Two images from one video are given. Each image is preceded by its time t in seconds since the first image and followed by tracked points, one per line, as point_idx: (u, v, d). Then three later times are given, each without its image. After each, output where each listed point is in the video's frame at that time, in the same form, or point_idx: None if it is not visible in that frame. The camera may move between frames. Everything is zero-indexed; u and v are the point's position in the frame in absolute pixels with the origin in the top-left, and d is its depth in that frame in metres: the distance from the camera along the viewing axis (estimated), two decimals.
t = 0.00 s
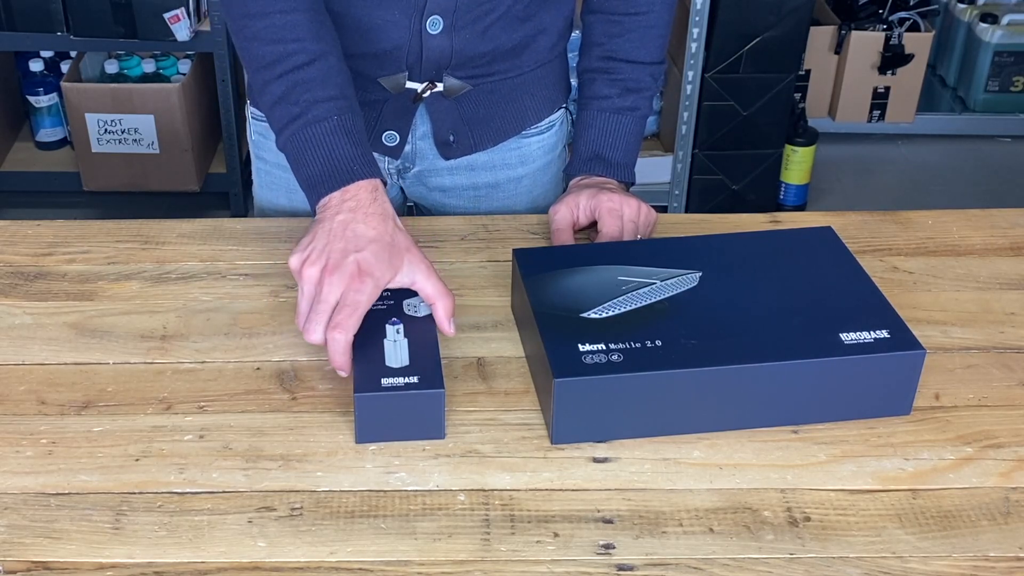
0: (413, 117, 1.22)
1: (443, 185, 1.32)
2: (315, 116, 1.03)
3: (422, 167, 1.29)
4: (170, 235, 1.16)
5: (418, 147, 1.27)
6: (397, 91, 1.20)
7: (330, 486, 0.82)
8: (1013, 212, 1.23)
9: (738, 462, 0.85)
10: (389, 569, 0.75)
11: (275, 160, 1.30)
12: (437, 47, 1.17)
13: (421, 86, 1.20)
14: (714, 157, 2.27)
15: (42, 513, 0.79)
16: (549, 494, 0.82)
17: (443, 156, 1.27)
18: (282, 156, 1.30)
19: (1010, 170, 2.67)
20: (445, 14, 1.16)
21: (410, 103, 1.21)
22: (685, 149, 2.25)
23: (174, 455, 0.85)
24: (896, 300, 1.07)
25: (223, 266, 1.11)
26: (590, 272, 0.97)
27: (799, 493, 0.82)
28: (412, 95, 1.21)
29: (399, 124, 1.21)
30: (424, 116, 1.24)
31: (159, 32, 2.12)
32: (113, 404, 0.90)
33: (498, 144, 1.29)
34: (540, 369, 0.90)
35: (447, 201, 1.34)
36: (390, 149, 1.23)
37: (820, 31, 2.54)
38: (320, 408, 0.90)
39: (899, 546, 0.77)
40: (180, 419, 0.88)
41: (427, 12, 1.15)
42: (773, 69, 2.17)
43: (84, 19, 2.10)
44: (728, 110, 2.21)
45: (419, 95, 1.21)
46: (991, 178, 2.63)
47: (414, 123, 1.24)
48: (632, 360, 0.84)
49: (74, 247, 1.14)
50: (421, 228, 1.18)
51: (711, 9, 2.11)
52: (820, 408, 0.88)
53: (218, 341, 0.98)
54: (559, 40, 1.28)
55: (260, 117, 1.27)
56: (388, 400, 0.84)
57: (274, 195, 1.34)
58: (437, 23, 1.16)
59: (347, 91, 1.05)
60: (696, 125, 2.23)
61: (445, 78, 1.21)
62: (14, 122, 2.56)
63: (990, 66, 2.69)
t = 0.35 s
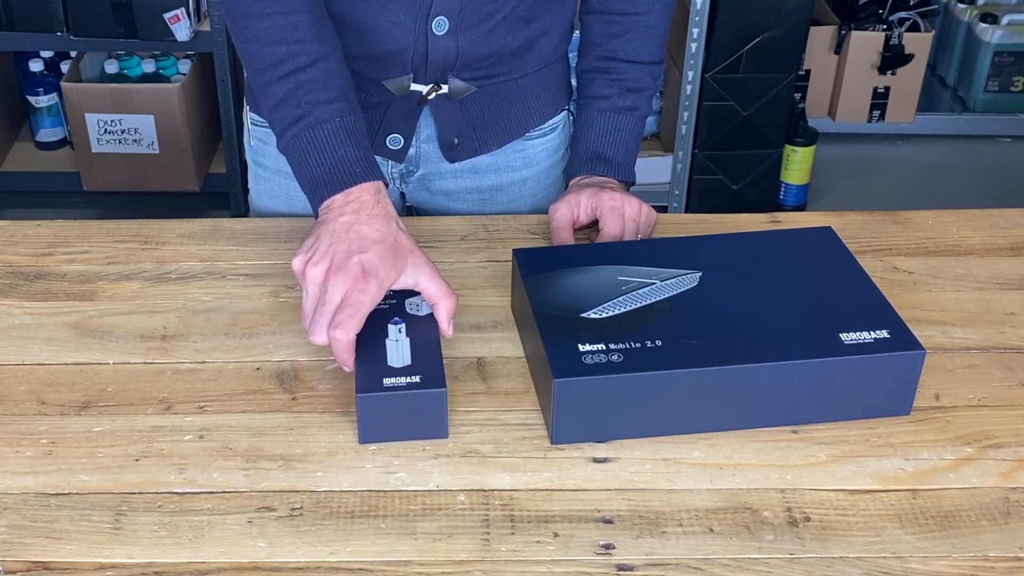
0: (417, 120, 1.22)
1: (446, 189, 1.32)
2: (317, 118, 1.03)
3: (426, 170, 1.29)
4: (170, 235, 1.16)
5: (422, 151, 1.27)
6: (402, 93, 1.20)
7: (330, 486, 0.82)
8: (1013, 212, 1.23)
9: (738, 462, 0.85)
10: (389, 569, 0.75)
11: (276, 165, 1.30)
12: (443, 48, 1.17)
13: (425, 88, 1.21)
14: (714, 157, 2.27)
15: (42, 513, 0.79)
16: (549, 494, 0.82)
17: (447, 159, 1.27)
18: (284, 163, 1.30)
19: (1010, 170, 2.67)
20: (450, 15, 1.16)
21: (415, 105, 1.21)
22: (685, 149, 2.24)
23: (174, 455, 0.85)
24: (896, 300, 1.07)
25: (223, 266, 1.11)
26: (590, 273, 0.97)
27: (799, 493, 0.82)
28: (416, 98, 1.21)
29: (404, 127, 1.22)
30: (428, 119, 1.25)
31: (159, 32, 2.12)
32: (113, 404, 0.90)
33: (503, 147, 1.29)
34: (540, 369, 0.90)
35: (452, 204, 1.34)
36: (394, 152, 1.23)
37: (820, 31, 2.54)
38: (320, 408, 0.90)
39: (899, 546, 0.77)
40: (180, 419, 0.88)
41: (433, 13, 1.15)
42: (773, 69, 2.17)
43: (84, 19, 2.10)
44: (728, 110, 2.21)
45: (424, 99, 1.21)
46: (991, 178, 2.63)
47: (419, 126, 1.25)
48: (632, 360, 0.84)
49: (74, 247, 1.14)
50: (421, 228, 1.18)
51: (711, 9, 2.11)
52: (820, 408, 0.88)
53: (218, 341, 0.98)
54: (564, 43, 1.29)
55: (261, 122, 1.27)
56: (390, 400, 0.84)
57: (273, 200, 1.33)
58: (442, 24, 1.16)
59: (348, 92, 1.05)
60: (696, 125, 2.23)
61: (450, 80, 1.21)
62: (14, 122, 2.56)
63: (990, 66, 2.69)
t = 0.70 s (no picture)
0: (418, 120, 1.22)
1: (448, 189, 1.32)
2: (308, 104, 1.03)
3: (428, 170, 1.29)
4: (170, 234, 1.16)
5: (423, 150, 1.27)
6: (403, 93, 1.20)
7: (330, 485, 0.82)
8: (1013, 212, 1.23)
9: (738, 462, 0.85)
10: (389, 568, 0.75)
11: (278, 164, 1.30)
12: (444, 49, 1.17)
13: (426, 88, 1.21)
14: (714, 157, 2.27)
15: (42, 513, 0.79)
16: (549, 494, 0.82)
17: (449, 159, 1.27)
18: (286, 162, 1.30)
19: (1010, 169, 2.67)
20: (451, 16, 1.16)
21: (416, 105, 1.22)
22: (685, 149, 2.26)
23: (174, 455, 0.85)
24: (896, 300, 1.07)
25: (223, 266, 1.11)
26: (590, 273, 0.97)
27: (799, 493, 0.82)
28: (418, 98, 1.21)
29: (405, 126, 1.22)
30: (429, 119, 1.25)
31: (159, 32, 2.12)
32: (113, 404, 0.90)
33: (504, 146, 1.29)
34: (540, 369, 0.90)
35: (453, 203, 1.34)
36: (395, 152, 1.24)
37: (821, 31, 2.54)
38: (320, 408, 0.90)
39: (900, 546, 0.77)
40: (180, 419, 0.88)
41: (434, 14, 1.15)
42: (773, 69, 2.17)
43: (84, 19, 2.10)
44: (728, 110, 2.21)
45: (425, 99, 1.21)
46: (991, 178, 2.63)
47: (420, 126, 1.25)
48: (633, 360, 0.84)
49: (74, 247, 1.14)
50: (421, 228, 1.18)
51: (711, 9, 2.11)
52: (820, 408, 0.88)
53: (218, 341, 0.98)
54: (564, 41, 1.28)
55: (262, 121, 1.27)
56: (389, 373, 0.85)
57: (275, 199, 1.34)
58: (443, 25, 1.16)
59: (340, 77, 1.06)
60: (696, 125, 2.23)
61: (451, 80, 1.21)
62: (14, 122, 2.56)
63: (990, 65, 2.69)
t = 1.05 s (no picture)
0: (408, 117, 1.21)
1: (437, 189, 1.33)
2: (276, 62, 1.03)
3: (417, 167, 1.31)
4: (170, 234, 1.16)
5: (412, 149, 1.28)
6: (393, 92, 1.21)
7: (330, 485, 0.82)
8: (1014, 212, 1.23)
9: (737, 462, 0.85)
10: (389, 569, 0.75)
11: (272, 159, 1.30)
12: (433, 47, 1.17)
13: (416, 87, 1.21)
14: (714, 157, 2.27)
15: (42, 513, 0.79)
16: (549, 494, 0.82)
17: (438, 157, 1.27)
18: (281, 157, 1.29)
19: (1010, 169, 2.67)
20: (440, 15, 1.16)
21: (406, 103, 1.21)
22: (685, 149, 2.26)
23: (174, 455, 0.85)
24: (896, 299, 1.07)
25: (222, 266, 1.11)
26: (590, 273, 0.97)
27: (799, 493, 0.82)
28: (409, 97, 1.21)
29: (396, 125, 1.21)
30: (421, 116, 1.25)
31: (158, 32, 2.11)
32: (113, 404, 0.90)
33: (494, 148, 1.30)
34: (540, 369, 0.90)
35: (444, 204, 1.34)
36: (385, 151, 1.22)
37: (820, 32, 2.54)
38: (320, 408, 0.90)
39: (900, 546, 0.77)
40: (180, 419, 0.88)
41: (422, 13, 1.15)
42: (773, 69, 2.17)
43: (84, 19, 2.10)
44: (728, 110, 2.21)
45: (414, 98, 1.21)
46: (991, 178, 2.63)
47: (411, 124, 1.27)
48: (633, 360, 0.84)
49: (74, 247, 1.14)
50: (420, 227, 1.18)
51: (711, 9, 2.11)
52: (820, 408, 0.88)
53: (218, 341, 0.98)
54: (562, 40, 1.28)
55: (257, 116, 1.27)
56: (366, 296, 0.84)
57: (271, 195, 1.34)
58: (432, 24, 1.16)
59: (308, 36, 1.05)
60: (696, 126, 2.24)
61: (441, 80, 1.21)
62: (14, 122, 2.56)
63: (990, 65, 2.69)
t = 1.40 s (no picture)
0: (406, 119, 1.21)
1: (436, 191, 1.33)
2: (267, 71, 1.04)
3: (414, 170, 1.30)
4: (170, 235, 1.16)
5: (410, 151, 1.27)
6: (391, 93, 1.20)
7: (330, 485, 0.82)
8: (1014, 212, 1.23)
9: (737, 462, 0.85)
10: (389, 569, 0.75)
11: (270, 159, 1.31)
12: (430, 47, 1.17)
13: (413, 88, 1.19)
14: (714, 157, 2.27)
15: (42, 513, 0.79)
16: (549, 494, 0.82)
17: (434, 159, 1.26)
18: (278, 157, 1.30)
19: (1011, 169, 2.66)
20: (437, 15, 1.16)
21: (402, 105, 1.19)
22: (685, 149, 2.26)
23: (174, 455, 0.85)
24: (896, 300, 1.07)
25: (222, 266, 1.11)
26: (589, 273, 0.97)
27: (799, 493, 0.82)
28: (405, 97, 1.19)
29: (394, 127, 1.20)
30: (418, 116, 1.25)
31: (158, 32, 2.11)
32: (113, 404, 0.90)
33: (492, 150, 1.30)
34: (540, 369, 0.90)
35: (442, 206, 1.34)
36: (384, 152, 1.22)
37: (820, 32, 2.54)
38: (320, 408, 0.90)
39: (899, 546, 0.77)
40: (180, 419, 0.88)
41: (420, 11, 1.15)
42: (773, 69, 2.17)
43: (84, 19, 2.10)
44: (728, 110, 2.21)
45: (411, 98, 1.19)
46: (991, 178, 2.63)
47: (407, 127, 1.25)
48: (633, 360, 0.84)
49: (74, 247, 1.14)
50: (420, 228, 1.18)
51: (711, 9, 2.11)
52: (821, 408, 0.88)
53: (218, 341, 0.98)
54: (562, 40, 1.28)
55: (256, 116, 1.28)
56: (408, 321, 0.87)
57: (269, 196, 1.33)
58: (429, 23, 1.16)
59: (301, 42, 1.06)
60: (696, 126, 2.24)
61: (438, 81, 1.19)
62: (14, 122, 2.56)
63: (990, 65, 2.69)
